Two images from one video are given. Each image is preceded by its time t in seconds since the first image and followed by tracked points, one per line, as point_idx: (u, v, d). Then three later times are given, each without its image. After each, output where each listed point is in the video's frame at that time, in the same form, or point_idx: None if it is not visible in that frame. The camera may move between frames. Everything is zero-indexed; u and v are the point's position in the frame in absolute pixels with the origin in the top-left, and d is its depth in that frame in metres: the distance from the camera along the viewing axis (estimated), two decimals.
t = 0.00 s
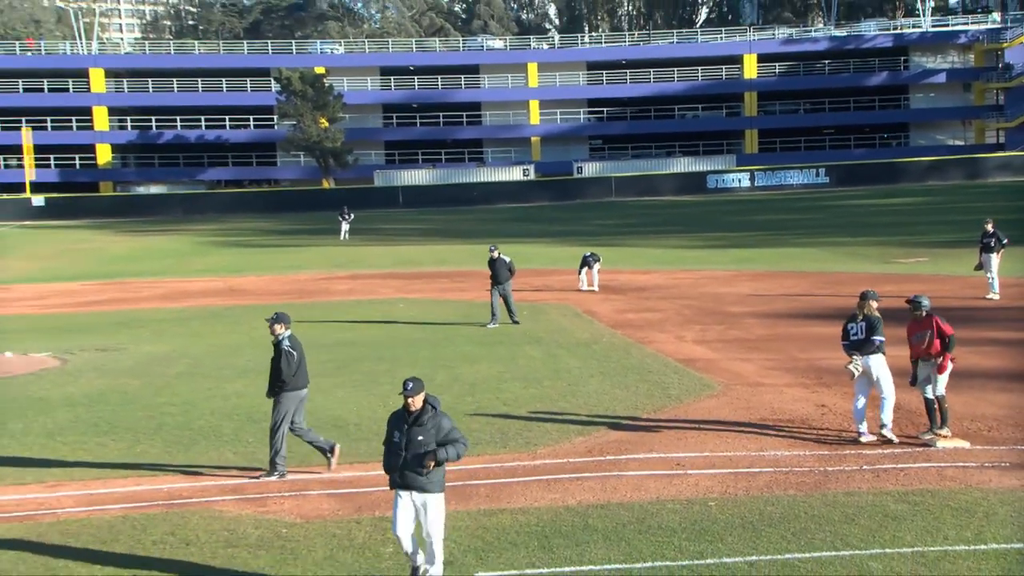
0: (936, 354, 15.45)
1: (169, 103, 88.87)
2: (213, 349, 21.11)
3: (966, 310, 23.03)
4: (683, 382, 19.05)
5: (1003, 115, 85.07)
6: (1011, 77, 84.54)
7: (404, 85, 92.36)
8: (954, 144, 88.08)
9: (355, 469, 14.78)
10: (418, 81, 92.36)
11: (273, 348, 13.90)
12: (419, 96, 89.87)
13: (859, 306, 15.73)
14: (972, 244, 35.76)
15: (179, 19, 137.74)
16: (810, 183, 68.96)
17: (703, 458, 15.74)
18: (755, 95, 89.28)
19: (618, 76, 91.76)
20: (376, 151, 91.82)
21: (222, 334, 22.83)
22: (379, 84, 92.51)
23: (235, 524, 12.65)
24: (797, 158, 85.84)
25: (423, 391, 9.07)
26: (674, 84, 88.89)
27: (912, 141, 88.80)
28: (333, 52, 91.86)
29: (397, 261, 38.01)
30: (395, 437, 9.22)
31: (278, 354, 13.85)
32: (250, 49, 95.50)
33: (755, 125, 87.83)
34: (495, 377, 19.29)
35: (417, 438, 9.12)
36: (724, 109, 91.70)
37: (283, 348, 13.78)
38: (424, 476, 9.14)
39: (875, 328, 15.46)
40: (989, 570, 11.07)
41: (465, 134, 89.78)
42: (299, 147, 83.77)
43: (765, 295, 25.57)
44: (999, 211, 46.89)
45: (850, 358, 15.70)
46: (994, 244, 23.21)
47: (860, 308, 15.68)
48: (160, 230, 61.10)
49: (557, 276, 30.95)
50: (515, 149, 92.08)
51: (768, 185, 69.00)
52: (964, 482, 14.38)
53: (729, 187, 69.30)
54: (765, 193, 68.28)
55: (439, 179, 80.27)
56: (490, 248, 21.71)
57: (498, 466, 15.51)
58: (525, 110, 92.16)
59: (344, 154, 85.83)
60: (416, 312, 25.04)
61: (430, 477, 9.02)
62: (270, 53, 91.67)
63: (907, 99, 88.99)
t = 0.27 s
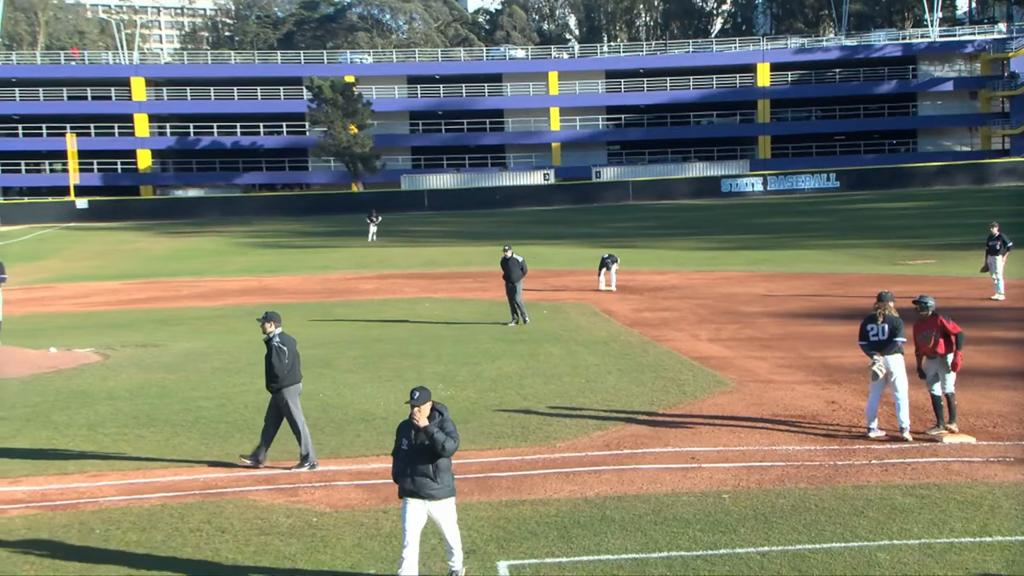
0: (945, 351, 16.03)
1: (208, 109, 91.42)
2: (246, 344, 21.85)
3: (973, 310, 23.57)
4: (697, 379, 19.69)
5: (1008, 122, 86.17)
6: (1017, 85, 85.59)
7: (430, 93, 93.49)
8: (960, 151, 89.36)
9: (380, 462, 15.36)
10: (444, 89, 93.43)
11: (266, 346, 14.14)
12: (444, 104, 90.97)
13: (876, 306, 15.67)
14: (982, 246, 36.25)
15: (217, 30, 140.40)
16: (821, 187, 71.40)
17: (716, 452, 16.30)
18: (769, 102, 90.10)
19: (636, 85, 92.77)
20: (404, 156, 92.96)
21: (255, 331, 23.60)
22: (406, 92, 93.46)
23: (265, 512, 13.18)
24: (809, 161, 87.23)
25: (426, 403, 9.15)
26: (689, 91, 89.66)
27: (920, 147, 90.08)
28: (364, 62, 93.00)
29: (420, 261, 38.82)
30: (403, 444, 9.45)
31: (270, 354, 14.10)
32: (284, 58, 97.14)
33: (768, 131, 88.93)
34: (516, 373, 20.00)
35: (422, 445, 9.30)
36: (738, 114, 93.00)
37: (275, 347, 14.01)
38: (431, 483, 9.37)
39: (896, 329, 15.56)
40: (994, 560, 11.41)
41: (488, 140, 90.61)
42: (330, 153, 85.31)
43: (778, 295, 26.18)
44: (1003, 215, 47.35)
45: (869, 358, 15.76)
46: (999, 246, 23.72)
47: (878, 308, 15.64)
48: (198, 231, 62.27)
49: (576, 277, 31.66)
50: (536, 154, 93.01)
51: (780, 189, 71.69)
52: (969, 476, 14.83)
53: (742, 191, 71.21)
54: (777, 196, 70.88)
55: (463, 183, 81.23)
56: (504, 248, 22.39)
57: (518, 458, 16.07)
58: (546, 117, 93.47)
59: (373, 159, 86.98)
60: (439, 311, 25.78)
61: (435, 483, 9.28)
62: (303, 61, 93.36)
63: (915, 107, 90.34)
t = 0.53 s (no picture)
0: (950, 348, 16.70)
1: (240, 117, 92.28)
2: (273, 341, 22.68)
3: (974, 310, 24.20)
4: (707, 375, 20.38)
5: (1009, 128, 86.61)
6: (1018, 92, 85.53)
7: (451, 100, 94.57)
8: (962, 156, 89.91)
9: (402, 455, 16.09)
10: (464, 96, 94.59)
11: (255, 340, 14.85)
12: (464, 112, 91.71)
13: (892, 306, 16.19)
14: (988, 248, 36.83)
15: (247, 41, 142.75)
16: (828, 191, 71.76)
17: (726, 446, 16.95)
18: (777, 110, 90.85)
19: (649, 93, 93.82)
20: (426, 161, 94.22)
21: (281, 328, 24.40)
22: (427, 99, 94.56)
23: (295, 502, 13.82)
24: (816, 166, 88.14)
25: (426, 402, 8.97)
26: (700, 99, 90.43)
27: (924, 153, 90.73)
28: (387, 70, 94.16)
29: (438, 262, 39.67)
30: (403, 443, 9.28)
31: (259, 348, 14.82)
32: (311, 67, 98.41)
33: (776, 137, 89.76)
34: (532, 370, 20.72)
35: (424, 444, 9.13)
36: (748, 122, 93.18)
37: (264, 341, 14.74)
38: (432, 481, 9.19)
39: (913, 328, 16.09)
40: (995, 552, 11.86)
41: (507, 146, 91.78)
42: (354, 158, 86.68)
43: (786, 295, 26.84)
44: (1004, 218, 47.87)
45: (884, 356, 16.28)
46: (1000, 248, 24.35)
47: (894, 308, 16.16)
48: (227, 233, 63.36)
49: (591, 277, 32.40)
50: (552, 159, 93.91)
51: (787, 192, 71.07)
52: (971, 470, 15.39)
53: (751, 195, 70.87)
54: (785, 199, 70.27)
55: (481, 187, 82.16)
56: (515, 251, 23.04)
57: (537, 451, 16.76)
58: (562, 123, 93.95)
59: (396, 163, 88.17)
60: (457, 310, 26.55)
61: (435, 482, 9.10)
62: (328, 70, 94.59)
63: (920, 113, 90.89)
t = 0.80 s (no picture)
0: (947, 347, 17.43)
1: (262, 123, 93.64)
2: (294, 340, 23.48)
3: (972, 310, 24.86)
4: (713, 373, 21.08)
5: (1006, 134, 87.58)
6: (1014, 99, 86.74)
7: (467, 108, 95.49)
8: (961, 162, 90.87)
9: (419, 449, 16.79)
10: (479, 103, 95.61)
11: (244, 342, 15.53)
12: (479, 117, 93.03)
13: (900, 306, 16.83)
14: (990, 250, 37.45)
15: (270, 51, 144.22)
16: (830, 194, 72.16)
17: (731, 441, 17.60)
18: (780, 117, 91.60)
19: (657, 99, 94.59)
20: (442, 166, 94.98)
21: (300, 327, 25.22)
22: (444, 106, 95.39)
23: (317, 492, 14.45)
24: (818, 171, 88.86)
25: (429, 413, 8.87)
26: (706, 106, 91.19)
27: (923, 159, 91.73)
28: (406, 79, 94.89)
29: (452, 263, 40.48)
30: (403, 452, 9.17)
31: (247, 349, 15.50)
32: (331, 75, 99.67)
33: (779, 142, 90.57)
34: (543, 367, 21.46)
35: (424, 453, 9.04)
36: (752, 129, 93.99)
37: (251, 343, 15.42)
38: (432, 490, 9.13)
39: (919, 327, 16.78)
40: (991, 541, 12.26)
41: (520, 151, 92.70)
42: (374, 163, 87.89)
43: (790, 295, 27.52)
44: (1003, 221, 48.49)
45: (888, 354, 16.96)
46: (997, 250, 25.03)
47: (902, 308, 16.81)
48: (251, 234, 64.34)
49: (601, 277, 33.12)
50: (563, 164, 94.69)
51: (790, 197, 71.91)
52: (968, 464, 15.92)
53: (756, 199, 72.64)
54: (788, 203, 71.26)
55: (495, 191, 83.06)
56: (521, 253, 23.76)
57: (549, 445, 17.44)
58: (573, 129, 94.95)
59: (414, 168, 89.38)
60: (470, 310, 27.30)
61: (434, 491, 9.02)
62: (349, 78, 95.70)
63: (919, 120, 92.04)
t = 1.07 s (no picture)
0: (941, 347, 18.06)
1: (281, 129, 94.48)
2: (310, 339, 24.25)
3: (965, 310, 25.54)
4: (714, 370, 21.80)
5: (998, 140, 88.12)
6: (1006, 106, 87.15)
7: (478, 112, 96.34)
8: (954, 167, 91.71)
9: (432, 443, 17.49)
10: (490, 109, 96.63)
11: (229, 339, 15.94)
12: (490, 123, 93.85)
13: (898, 306, 17.49)
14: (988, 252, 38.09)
15: (288, 59, 145.64)
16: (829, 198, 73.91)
17: (732, 436, 18.27)
18: (780, 124, 92.45)
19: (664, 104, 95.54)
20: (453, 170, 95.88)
21: (315, 326, 26.02)
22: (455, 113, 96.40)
23: (333, 484, 15.07)
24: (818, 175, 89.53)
25: (421, 411, 8.84)
26: (709, 112, 92.10)
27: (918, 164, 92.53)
28: (418, 86, 95.39)
29: (462, 264, 41.26)
30: (396, 452, 9.12)
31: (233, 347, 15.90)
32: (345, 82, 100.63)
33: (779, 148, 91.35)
34: (550, 364, 22.19)
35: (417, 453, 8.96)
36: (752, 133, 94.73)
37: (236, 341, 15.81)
38: (424, 490, 9.05)
39: (916, 327, 17.44)
40: (982, 532, 12.69)
41: (528, 156, 93.64)
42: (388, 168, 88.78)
43: (789, 295, 28.21)
44: (1001, 224, 49.13)
45: (885, 352, 17.62)
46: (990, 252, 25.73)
47: (900, 308, 17.47)
48: (271, 237, 65.26)
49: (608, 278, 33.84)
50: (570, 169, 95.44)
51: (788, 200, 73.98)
52: (961, 458, 16.47)
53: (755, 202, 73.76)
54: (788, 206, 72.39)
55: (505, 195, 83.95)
56: (520, 252, 24.50)
57: (556, 439, 18.13)
58: (581, 135, 95.81)
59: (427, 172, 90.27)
60: (479, 309, 28.06)
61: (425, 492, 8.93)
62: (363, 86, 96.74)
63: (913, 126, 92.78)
